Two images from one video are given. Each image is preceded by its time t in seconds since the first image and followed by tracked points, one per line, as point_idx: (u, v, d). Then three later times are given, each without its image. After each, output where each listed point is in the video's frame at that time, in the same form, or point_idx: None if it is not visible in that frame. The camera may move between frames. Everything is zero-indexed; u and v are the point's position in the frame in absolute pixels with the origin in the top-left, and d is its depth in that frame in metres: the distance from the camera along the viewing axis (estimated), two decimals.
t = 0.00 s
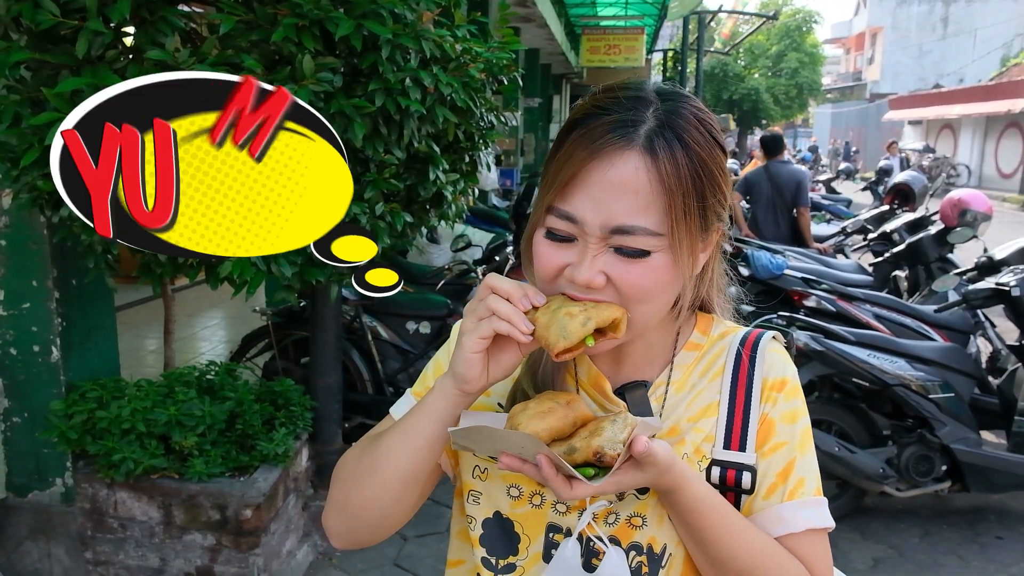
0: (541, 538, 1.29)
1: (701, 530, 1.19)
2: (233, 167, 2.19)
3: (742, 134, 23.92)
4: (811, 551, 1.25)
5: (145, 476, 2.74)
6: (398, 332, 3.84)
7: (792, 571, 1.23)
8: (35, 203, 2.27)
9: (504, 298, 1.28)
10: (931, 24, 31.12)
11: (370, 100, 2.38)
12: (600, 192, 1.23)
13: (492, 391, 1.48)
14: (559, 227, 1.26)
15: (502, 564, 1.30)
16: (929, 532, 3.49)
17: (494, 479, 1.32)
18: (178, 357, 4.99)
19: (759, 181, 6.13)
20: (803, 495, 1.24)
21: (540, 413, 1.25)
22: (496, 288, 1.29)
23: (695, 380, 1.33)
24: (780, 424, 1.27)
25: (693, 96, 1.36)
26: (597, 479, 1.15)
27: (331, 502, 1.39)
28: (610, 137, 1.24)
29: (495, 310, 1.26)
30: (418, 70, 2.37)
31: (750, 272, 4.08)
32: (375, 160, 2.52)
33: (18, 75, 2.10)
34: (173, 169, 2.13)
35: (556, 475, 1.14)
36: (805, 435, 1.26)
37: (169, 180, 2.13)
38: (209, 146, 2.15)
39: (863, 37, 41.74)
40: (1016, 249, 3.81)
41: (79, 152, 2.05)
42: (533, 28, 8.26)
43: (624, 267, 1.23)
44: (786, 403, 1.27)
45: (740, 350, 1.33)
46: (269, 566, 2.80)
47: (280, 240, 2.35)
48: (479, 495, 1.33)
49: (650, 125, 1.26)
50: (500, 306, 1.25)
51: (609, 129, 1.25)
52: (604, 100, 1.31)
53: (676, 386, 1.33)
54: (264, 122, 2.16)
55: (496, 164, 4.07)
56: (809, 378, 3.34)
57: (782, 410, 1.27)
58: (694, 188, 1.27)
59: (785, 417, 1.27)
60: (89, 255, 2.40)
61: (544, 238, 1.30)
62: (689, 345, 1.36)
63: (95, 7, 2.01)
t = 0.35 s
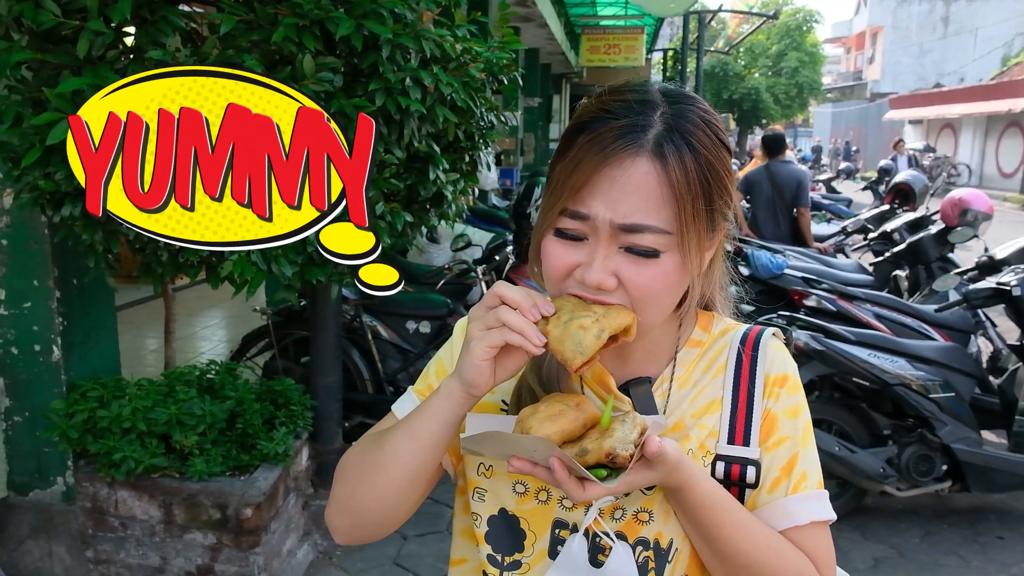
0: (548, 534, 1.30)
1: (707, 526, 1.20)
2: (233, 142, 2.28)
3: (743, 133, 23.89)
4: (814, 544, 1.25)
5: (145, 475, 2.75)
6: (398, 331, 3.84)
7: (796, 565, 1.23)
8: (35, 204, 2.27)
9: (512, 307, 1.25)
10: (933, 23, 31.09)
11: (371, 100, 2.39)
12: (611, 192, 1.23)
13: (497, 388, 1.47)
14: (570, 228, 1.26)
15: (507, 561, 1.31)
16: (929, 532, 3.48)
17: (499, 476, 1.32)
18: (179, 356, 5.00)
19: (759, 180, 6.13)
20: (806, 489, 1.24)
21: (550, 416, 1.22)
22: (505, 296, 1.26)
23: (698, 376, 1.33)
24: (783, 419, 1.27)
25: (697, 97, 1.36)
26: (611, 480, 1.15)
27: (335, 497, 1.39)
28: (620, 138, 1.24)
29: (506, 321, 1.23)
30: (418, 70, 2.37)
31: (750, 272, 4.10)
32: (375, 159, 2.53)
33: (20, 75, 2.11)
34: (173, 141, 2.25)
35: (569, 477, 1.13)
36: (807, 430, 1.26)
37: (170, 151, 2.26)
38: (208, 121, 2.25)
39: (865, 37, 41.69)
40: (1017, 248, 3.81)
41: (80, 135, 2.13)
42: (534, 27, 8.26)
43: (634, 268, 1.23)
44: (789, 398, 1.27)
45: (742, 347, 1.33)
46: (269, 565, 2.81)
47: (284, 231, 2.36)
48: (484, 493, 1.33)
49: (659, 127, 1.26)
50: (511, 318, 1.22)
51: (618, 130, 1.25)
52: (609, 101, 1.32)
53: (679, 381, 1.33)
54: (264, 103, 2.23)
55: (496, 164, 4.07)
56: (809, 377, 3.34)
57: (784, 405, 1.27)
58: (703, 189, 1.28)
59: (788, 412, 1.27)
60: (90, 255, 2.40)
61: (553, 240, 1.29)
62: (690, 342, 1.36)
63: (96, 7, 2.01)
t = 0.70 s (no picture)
0: (548, 535, 1.29)
1: (708, 529, 1.19)
2: (233, 143, 2.29)
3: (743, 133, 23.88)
4: (815, 545, 1.26)
5: (146, 475, 2.75)
6: (398, 332, 3.85)
7: (797, 566, 1.23)
8: (36, 204, 2.27)
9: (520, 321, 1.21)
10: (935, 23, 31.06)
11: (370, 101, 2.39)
12: (623, 185, 1.23)
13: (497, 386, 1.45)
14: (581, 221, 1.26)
15: (508, 562, 1.31)
16: (930, 533, 3.48)
17: (500, 477, 1.32)
18: (179, 357, 5.01)
19: (760, 180, 6.17)
20: (808, 490, 1.24)
21: (553, 417, 1.22)
22: (510, 311, 1.21)
23: (700, 377, 1.33)
24: (784, 420, 1.27)
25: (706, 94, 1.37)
26: (612, 484, 1.14)
27: (334, 497, 1.39)
28: (632, 131, 1.25)
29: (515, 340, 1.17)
30: (417, 71, 2.37)
31: (750, 272, 4.10)
32: (375, 160, 2.50)
33: (20, 76, 2.11)
34: (174, 145, 2.26)
35: (569, 480, 1.13)
36: (808, 431, 1.27)
37: (170, 156, 2.26)
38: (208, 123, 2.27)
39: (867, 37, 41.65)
40: (1018, 248, 3.81)
41: (83, 139, 2.12)
42: (534, 28, 8.26)
43: (645, 263, 1.23)
44: (791, 399, 1.27)
45: (744, 348, 1.34)
46: (269, 565, 2.81)
47: (287, 231, 2.37)
48: (485, 493, 1.33)
49: (670, 121, 1.27)
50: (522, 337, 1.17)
51: (630, 124, 1.26)
52: (620, 96, 1.32)
53: (682, 381, 1.33)
54: (265, 106, 2.25)
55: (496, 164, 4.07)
56: (810, 378, 3.34)
57: (786, 407, 1.27)
58: (713, 184, 1.28)
59: (790, 413, 1.27)
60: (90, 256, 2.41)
61: (563, 234, 1.28)
62: (691, 343, 1.36)
63: (96, 8, 2.02)
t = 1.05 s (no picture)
0: (545, 535, 1.30)
1: (705, 534, 1.20)
2: (233, 142, 2.30)
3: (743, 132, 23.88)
4: (809, 543, 1.27)
5: (147, 474, 2.75)
6: (398, 331, 3.85)
7: (791, 565, 1.25)
8: (37, 204, 2.27)
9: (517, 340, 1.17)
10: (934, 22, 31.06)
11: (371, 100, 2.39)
12: (626, 185, 1.23)
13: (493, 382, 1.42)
14: (583, 222, 1.25)
15: (505, 561, 1.31)
16: (930, 532, 3.48)
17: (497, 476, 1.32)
18: (180, 356, 5.01)
19: (760, 180, 6.18)
20: (804, 489, 1.26)
21: (549, 431, 1.20)
22: (506, 333, 1.14)
23: (698, 376, 1.33)
24: (781, 420, 1.28)
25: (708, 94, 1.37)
26: (611, 498, 1.13)
27: (328, 499, 1.39)
28: (636, 131, 1.25)
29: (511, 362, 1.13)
30: (418, 70, 2.37)
31: (750, 271, 4.10)
32: (375, 159, 2.50)
33: (20, 76, 2.11)
34: (174, 144, 2.26)
35: (568, 494, 1.11)
36: (804, 431, 1.28)
37: (172, 155, 2.27)
38: (209, 121, 2.27)
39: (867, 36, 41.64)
40: (1018, 247, 3.81)
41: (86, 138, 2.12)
42: (534, 27, 8.25)
43: (647, 265, 1.23)
44: (787, 399, 1.28)
45: (741, 348, 1.33)
46: (270, 565, 2.81)
47: (287, 231, 2.37)
48: (481, 492, 1.32)
49: (673, 121, 1.27)
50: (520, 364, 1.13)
51: (634, 124, 1.25)
52: (623, 96, 1.32)
53: (679, 380, 1.33)
54: (265, 105, 2.25)
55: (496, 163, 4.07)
56: (809, 377, 3.34)
57: (783, 406, 1.28)
58: (715, 185, 1.28)
59: (786, 413, 1.28)
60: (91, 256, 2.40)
61: (565, 235, 1.28)
62: (689, 342, 1.36)
63: (97, 7, 2.02)
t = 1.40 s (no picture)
0: (541, 532, 1.30)
1: (701, 532, 1.20)
2: (232, 142, 2.30)
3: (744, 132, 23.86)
4: (803, 539, 1.28)
5: (148, 473, 2.75)
6: (399, 330, 3.85)
7: (785, 562, 1.25)
8: (38, 203, 2.27)
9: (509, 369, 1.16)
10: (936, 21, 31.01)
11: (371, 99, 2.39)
12: (622, 188, 1.23)
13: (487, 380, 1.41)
14: (579, 224, 1.25)
15: (501, 559, 1.31)
16: (931, 531, 3.48)
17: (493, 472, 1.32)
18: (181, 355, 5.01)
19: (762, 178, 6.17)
20: (798, 484, 1.26)
21: (545, 432, 1.19)
22: (497, 363, 1.12)
23: (692, 372, 1.33)
24: (776, 416, 1.28)
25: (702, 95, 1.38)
26: (605, 499, 1.12)
27: (322, 501, 1.40)
28: (631, 132, 1.25)
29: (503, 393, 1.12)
30: (418, 69, 2.38)
31: (751, 270, 4.10)
32: (375, 158, 2.51)
33: (22, 75, 2.11)
34: (174, 144, 2.25)
35: (562, 495, 1.12)
36: (798, 426, 1.28)
37: (172, 154, 2.26)
38: (208, 121, 2.26)
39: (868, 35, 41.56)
40: (1019, 247, 3.81)
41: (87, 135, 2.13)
42: (534, 25, 8.25)
43: (643, 267, 1.23)
44: (781, 395, 1.28)
45: (734, 345, 1.34)
46: (270, 563, 2.82)
47: (287, 231, 2.38)
48: (477, 490, 1.33)
49: (669, 122, 1.27)
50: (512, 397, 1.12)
51: (629, 126, 1.26)
52: (617, 97, 1.32)
53: (674, 376, 1.33)
54: (264, 105, 2.25)
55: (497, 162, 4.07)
56: (810, 376, 3.34)
57: (777, 402, 1.28)
58: (711, 186, 1.28)
59: (780, 409, 1.28)
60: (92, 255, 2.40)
61: (561, 238, 1.28)
62: (684, 339, 1.37)
63: (98, 7, 2.02)
